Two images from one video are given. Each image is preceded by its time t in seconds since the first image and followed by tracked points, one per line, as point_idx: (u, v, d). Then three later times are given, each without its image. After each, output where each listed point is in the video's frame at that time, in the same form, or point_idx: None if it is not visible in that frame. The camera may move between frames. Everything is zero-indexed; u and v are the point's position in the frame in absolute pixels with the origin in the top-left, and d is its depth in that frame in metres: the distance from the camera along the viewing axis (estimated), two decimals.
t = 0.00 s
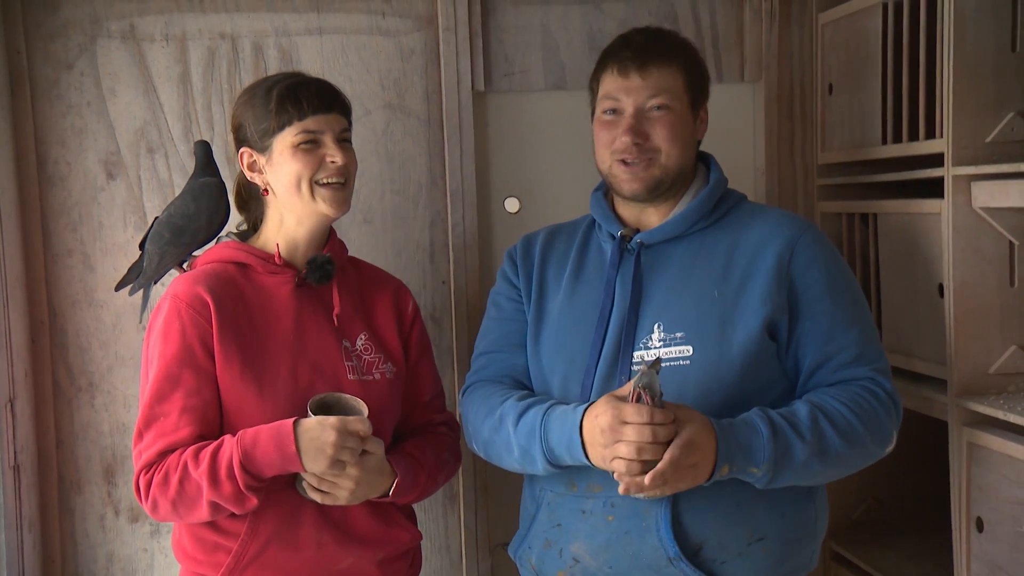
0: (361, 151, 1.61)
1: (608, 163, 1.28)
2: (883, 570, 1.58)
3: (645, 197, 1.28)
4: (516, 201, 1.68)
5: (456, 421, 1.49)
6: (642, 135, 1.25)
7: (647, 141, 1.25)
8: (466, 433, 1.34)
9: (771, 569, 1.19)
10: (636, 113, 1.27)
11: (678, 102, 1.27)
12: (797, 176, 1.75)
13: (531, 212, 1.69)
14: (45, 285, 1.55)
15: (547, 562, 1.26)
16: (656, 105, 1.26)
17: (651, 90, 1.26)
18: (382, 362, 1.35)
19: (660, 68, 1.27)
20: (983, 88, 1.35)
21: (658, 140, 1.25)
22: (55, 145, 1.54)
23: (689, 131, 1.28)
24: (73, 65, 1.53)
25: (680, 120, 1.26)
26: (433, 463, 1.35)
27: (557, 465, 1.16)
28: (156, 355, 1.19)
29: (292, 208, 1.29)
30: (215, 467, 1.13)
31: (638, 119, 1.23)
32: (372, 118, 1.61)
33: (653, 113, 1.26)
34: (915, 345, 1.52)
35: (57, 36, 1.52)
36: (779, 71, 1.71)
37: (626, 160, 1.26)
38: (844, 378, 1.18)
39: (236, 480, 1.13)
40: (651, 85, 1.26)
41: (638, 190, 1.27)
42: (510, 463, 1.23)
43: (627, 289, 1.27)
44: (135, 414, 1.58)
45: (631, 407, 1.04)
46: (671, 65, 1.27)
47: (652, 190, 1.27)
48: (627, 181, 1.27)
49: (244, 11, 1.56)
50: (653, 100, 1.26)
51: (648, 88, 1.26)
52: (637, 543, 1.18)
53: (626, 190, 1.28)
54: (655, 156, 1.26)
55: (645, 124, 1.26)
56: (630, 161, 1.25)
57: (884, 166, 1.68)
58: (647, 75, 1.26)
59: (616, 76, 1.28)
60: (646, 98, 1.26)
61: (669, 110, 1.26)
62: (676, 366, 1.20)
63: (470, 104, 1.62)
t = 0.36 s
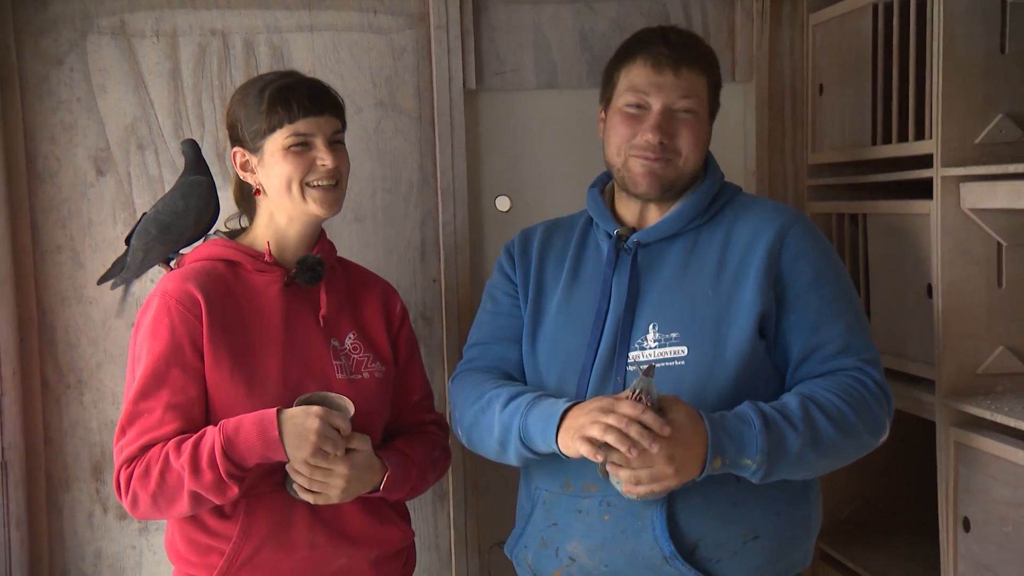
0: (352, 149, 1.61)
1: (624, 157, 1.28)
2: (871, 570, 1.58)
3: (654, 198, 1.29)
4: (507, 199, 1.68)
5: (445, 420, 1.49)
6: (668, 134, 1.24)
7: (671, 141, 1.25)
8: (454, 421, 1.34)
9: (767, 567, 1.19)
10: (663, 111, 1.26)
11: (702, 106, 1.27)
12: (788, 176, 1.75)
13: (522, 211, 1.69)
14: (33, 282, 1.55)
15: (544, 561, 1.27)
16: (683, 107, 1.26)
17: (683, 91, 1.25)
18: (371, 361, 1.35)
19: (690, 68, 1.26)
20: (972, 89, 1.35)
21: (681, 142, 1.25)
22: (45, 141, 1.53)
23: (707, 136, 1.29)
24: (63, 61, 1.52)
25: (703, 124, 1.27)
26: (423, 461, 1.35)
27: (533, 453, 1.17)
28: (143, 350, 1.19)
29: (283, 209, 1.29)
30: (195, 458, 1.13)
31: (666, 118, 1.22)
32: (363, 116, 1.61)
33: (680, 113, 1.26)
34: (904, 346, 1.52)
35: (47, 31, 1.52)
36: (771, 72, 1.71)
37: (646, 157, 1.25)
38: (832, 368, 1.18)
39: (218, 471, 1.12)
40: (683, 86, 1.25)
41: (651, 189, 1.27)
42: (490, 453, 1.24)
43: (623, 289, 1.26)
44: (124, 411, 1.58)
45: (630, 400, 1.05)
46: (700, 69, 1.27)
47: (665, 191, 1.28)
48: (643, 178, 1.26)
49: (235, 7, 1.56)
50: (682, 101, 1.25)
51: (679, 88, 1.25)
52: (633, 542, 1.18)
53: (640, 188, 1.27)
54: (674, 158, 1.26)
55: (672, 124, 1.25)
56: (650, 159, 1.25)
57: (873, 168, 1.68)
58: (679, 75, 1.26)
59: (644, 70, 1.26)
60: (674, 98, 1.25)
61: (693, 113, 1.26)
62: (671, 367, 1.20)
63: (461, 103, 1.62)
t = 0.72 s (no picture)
0: (355, 154, 1.61)
1: (619, 159, 1.28)
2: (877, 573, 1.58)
3: (656, 196, 1.28)
4: (510, 203, 1.68)
5: (451, 423, 1.48)
6: (659, 130, 1.25)
7: (663, 136, 1.25)
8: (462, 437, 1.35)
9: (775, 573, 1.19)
10: (651, 108, 1.26)
11: (692, 98, 1.27)
12: (791, 178, 1.75)
13: (525, 215, 1.69)
14: (38, 288, 1.55)
15: (552, 567, 1.26)
16: (671, 101, 1.26)
17: (667, 85, 1.26)
18: (378, 365, 1.35)
19: (674, 62, 1.27)
20: (975, 91, 1.35)
21: (674, 136, 1.25)
22: (49, 148, 1.53)
23: (701, 128, 1.28)
24: (66, 68, 1.53)
25: (693, 116, 1.26)
26: (427, 465, 1.35)
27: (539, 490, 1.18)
28: (151, 359, 1.19)
29: (284, 213, 1.29)
30: (201, 471, 1.13)
31: (657, 116, 1.23)
32: (367, 120, 1.61)
33: (668, 108, 1.26)
34: (908, 348, 1.52)
35: (51, 38, 1.52)
36: (773, 74, 1.71)
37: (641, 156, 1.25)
38: (842, 378, 1.18)
39: (223, 485, 1.12)
40: (667, 80, 1.26)
41: (650, 187, 1.26)
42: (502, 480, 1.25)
43: (630, 294, 1.26)
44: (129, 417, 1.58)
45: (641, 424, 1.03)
46: (684, 62, 1.27)
47: (665, 188, 1.27)
48: (640, 177, 1.26)
49: (238, 13, 1.56)
50: (668, 96, 1.25)
51: (663, 83, 1.26)
52: (641, 548, 1.18)
53: (638, 188, 1.27)
54: (669, 153, 1.25)
55: (661, 119, 1.25)
56: (645, 157, 1.25)
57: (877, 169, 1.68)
58: (662, 70, 1.26)
59: (628, 72, 1.27)
60: (661, 94, 1.25)
61: (684, 106, 1.26)
62: (679, 373, 1.20)
63: (464, 107, 1.62)
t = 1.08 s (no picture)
0: (354, 158, 1.61)
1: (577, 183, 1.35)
2: None
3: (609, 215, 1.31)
4: (509, 207, 1.68)
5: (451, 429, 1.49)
6: (583, 153, 1.29)
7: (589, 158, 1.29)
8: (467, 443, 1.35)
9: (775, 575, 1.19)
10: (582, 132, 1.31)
11: (618, 113, 1.28)
12: (790, 182, 1.76)
13: (524, 219, 1.69)
14: (37, 292, 1.55)
15: (553, 568, 1.26)
16: (596, 121, 1.29)
17: (590, 107, 1.30)
18: (380, 371, 1.35)
19: (601, 82, 1.30)
20: (973, 95, 1.35)
21: (598, 155, 1.27)
22: (48, 152, 1.53)
23: (635, 141, 1.27)
24: (66, 72, 1.53)
25: (617, 132, 1.27)
26: (428, 471, 1.35)
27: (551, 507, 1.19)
28: (155, 362, 1.19)
29: (286, 219, 1.29)
30: (202, 481, 1.13)
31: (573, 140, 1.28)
32: (366, 124, 1.61)
33: (593, 128, 1.29)
34: (907, 352, 1.52)
35: (50, 42, 1.52)
36: (772, 79, 1.71)
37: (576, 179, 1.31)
38: (848, 378, 1.19)
39: (225, 497, 1.13)
40: (590, 102, 1.30)
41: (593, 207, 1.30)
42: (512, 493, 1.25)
43: (631, 298, 1.27)
44: (129, 420, 1.58)
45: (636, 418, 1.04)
46: (611, 78, 1.29)
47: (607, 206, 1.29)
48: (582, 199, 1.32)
49: (238, 17, 1.56)
50: (592, 117, 1.29)
51: (589, 105, 1.30)
52: (642, 550, 1.18)
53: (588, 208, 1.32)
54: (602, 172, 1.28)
55: (585, 141, 1.29)
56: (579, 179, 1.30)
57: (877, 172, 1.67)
58: (591, 93, 1.31)
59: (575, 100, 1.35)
60: (587, 116, 1.30)
61: (608, 123, 1.28)
62: (678, 376, 1.21)
63: (464, 111, 1.62)
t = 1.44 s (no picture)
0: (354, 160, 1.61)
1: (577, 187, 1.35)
2: None
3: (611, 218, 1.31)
4: (509, 209, 1.68)
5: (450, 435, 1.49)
6: (583, 157, 1.29)
7: (589, 162, 1.29)
8: (468, 441, 1.35)
9: None
10: (582, 136, 1.31)
11: (616, 117, 1.28)
12: (790, 184, 1.76)
13: (524, 221, 1.69)
14: (38, 294, 1.55)
15: (556, 567, 1.27)
16: (595, 126, 1.29)
17: (588, 112, 1.30)
18: (380, 372, 1.35)
19: (599, 87, 1.30)
20: (973, 97, 1.36)
21: (598, 159, 1.28)
22: (49, 154, 1.54)
23: (634, 144, 1.27)
24: (67, 74, 1.53)
25: (617, 136, 1.27)
26: (429, 475, 1.35)
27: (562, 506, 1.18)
28: (154, 361, 1.19)
29: (292, 223, 1.29)
30: (203, 484, 1.13)
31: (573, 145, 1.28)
32: (366, 127, 1.61)
33: (592, 133, 1.29)
34: (907, 354, 1.52)
35: (51, 44, 1.52)
36: (772, 81, 1.71)
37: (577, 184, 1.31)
38: (848, 373, 1.18)
39: (229, 501, 1.13)
40: (588, 107, 1.30)
41: (594, 211, 1.30)
42: (519, 489, 1.25)
43: (632, 297, 1.27)
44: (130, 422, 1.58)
45: (638, 417, 1.03)
46: (609, 82, 1.30)
47: (608, 209, 1.29)
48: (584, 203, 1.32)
49: (238, 19, 1.57)
50: (591, 121, 1.29)
51: (587, 110, 1.30)
52: (646, 548, 1.18)
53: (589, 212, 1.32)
54: (602, 176, 1.28)
55: (585, 146, 1.30)
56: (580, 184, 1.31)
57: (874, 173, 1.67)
58: (589, 98, 1.31)
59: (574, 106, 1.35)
60: (586, 121, 1.30)
61: (607, 127, 1.28)
62: (680, 376, 1.21)
63: (464, 113, 1.62)
